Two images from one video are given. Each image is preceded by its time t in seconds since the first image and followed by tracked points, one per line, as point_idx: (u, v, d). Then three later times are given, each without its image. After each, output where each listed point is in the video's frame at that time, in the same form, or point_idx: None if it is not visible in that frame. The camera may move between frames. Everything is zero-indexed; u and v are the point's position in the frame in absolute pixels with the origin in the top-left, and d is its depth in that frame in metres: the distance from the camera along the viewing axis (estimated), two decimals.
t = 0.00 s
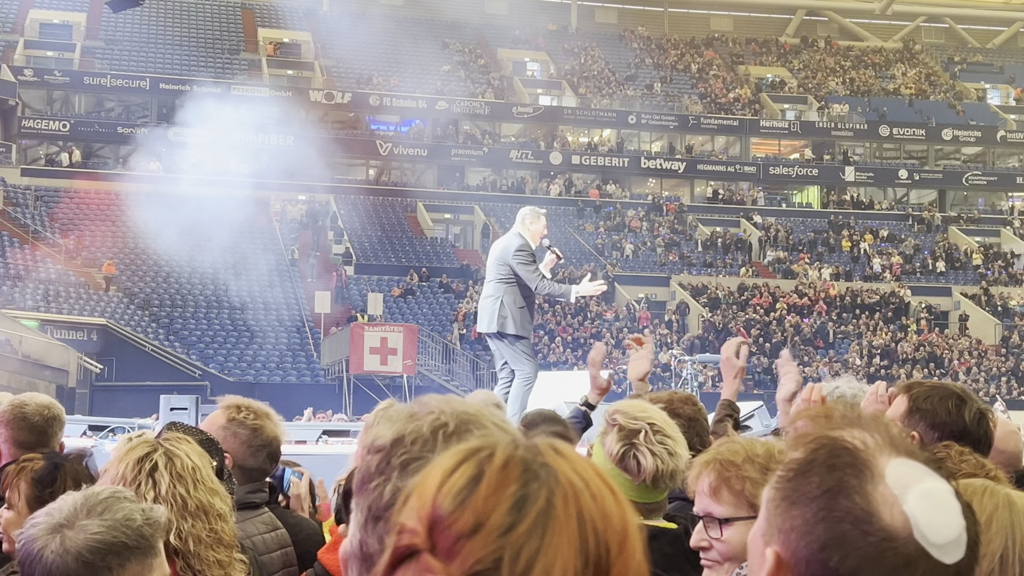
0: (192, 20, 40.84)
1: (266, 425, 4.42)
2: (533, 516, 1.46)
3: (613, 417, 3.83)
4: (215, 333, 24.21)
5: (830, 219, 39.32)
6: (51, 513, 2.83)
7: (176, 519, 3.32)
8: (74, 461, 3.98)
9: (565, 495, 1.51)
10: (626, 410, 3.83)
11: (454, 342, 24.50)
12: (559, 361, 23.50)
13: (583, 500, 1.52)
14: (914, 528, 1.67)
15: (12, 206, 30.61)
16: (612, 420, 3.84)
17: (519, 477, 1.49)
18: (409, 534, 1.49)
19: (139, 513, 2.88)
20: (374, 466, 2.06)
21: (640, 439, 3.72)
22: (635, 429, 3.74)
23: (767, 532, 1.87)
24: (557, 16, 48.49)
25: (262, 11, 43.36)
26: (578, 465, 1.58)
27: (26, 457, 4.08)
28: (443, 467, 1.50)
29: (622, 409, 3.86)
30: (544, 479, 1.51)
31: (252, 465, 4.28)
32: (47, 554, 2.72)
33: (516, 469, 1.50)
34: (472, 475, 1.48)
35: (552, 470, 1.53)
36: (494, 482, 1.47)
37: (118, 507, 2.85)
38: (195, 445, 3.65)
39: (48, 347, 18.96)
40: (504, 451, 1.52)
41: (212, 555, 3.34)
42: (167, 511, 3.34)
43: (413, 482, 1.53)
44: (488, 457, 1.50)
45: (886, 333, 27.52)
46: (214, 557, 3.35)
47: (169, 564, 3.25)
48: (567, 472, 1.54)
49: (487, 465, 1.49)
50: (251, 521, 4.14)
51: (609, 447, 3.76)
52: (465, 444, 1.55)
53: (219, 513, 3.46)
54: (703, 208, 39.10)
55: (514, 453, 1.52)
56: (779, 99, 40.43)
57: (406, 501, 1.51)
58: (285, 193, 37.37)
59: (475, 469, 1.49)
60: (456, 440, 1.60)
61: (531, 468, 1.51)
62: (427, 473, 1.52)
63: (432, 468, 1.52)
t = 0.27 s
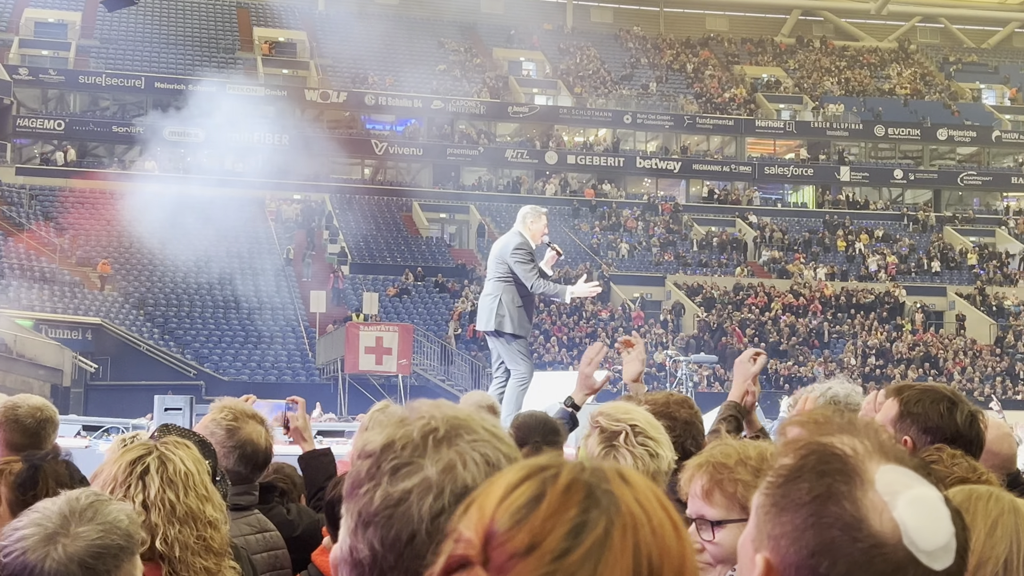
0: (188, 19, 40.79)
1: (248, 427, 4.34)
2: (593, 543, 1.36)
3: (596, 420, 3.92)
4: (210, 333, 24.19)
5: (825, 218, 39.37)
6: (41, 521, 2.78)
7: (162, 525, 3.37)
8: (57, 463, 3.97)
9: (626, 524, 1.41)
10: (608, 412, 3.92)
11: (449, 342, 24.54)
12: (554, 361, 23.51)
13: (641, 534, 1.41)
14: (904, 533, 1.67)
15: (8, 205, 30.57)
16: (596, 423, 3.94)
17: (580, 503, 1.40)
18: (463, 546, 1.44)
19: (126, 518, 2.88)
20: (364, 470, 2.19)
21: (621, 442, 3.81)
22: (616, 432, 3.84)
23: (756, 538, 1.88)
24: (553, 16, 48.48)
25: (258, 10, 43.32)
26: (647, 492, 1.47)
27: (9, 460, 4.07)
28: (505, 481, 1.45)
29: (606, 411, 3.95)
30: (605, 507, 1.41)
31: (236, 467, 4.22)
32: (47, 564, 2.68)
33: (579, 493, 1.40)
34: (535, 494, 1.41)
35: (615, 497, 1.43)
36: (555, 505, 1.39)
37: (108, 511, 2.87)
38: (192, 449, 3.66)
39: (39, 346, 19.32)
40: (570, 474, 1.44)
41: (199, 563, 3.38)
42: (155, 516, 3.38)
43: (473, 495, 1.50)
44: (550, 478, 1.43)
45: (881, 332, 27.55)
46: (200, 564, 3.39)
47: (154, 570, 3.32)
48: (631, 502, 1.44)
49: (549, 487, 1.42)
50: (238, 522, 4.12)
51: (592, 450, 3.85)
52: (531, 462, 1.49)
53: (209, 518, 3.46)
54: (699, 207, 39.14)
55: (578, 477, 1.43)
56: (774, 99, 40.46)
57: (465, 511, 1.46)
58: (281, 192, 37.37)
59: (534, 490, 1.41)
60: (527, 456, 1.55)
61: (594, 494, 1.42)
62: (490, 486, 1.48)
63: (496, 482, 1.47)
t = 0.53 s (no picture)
0: (182, 21, 40.70)
1: (234, 429, 4.29)
2: (628, 551, 1.41)
3: (582, 423, 4.06)
4: (205, 335, 24.21)
5: (820, 220, 39.35)
6: (31, 519, 2.78)
7: (153, 528, 3.37)
8: (40, 465, 3.98)
9: (658, 538, 1.44)
10: (594, 414, 4.06)
11: (445, 344, 24.56)
12: (549, 362, 23.51)
13: (670, 550, 1.45)
14: (902, 537, 1.66)
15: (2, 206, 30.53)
16: (581, 426, 4.07)
17: (613, 514, 1.44)
18: (489, 547, 1.47)
19: (116, 517, 2.89)
20: (353, 472, 2.18)
21: (606, 443, 3.94)
22: (601, 434, 3.97)
23: (751, 539, 1.88)
24: (548, 18, 48.39)
25: (253, 12, 43.21)
26: (674, 507, 1.52)
27: None
28: (539, 486, 1.49)
29: (592, 415, 4.08)
30: (637, 519, 1.45)
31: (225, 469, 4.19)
32: (36, 562, 2.67)
33: (610, 502, 1.44)
34: (568, 502, 1.44)
35: (645, 508, 1.47)
36: (587, 513, 1.43)
37: (98, 510, 2.87)
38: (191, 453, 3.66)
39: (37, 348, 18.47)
40: (601, 483, 1.46)
41: (188, 568, 3.36)
42: (146, 520, 3.39)
43: (502, 500, 1.53)
44: (583, 486, 1.46)
45: (876, 334, 27.57)
46: (191, 568, 3.38)
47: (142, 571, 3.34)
48: (662, 515, 1.49)
49: (582, 494, 1.45)
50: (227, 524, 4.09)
51: (577, 451, 3.99)
52: (563, 470, 1.53)
53: (202, 522, 3.45)
54: (694, 209, 39.14)
55: (610, 487, 1.47)
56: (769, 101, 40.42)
57: (495, 512, 1.51)
58: (276, 194, 37.35)
59: (567, 497, 1.45)
60: (555, 463, 1.58)
61: (626, 504, 1.46)
62: (522, 489, 1.51)
63: (529, 486, 1.51)
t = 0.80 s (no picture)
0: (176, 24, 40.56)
1: (218, 432, 4.26)
2: (615, 557, 1.42)
3: (568, 429, 4.24)
4: (197, 337, 24.24)
5: (814, 224, 39.36)
6: (24, 523, 2.78)
7: (138, 534, 3.39)
8: (19, 470, 3.96)
9: (644, 548, 1.46)
10: (580, 421, 4.23)
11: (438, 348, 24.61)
12: (543, 366, 23.52)
13: (657, 557, 1.46)
14: (889, 541, 1.66)
15: None
16: (567, 433, 4.25)
17: (600, 521, 1.44)
18: (476, 555, 1.45)
19: (109, 521, 2.89)
20: (339, 477, 2.19)
21: (591, 450, 4.12)
22: (587, 441, 4.14)
23: (739, 546, 1.87)
24: (542, 22, 48.31)
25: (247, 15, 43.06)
26: (659, 517, 1.53)
27: None
28: (523, 490, 1.49)
29: (577, 421, 4.25)
30: (623, 526, 1.46)
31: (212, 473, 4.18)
32: (28, 564, 2.68)
33: (596, 510, 1.45)
34: (559, 508, 1.44)
35: (631, 516, 1.49)
36: (573, 519, 1.43)
37: (90, 515, 2.86)
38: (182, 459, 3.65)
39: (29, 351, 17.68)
40: (587, 489, 1.47)
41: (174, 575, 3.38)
42: (131, 524, 3.40)
43: (486, 504, 1.53)
44: (570, 492, 1.46)
45: (869, 338, 27.60)
46: (175, 574, 3.39)
47: None
48: (648, 522, 1.50)
49: (568, 501, 1.46)
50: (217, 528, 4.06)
51: (563, 458, 4.16)
52: (547, 475, 1.53)
53: (190, 528, 3.46)
54: (688, 213, 39.14)
55: (595, 493, 1.47)
56: (763, 106, 40.39)
57: (479, 515, 1.51)
58: (270, 197, 37.30)
59: (553, 503, 1.45)
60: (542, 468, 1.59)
61: (611, 511, 1.47)
62: (506, 495, 1.51)
63: (512, 490, 1.51)
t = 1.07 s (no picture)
0: (166, 29, 40.47)
1: (190, 428, 4.16)
2: (598, 564, 1.45)
3: (555, 436, 4.24)
4: (187, 342, 24.21)
5: (803, 230, 39.44)
6: (15, 525, 2.78)
7: (125, 541, 3.38)
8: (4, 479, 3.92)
9: (626, 552, 1.49)
10: (567, 427, 4.23)
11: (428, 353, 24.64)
12: (533, 371, 23.54)
13: (639, 562, 1.49)
14: (875, 549, 1.67)
15: None
16: (553, 439, 4.24)
17: (581, 526, 1.48)
18: (459, 560, 1.48)
19: (98, 528, 2.87)
20: (324, 486, 2.21)
21: (577, 457, 4.12)
22: (574, 447, 4.15)
23: (726, 553, 1.88)
24: (533, 27, 48.31)
25: (237, 21, 42.99)
26: (642, 522, 1.56)
27: None
28: (506, 497, 1.52)
29: (563, 427, 4.26)
30: (607, 531, 1.50)
31: (192, 469, 4.08)
32: (17, 567, 2.68)
33: (578, 515, 1.48)
34: (541, 516, 1.48)
35: (615, 520, 1.53)
36: (556, 524, 1.47)
37: (79, 520, 2.84)
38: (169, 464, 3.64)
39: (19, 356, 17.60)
40: (569, 496, 1.51)
41: None
42: (119, 532, 3.39)
43: (470, 508, 1.57)
44: (552, 499, 1.50)
45: (858, 344, 27.68)
46: None
47: None
48: (629, 528, 1.54)
49: (550, 506, 1.49)
50: (207, 536, 3.99)
51: (550, 464, 4.17)
52: (529, 481, 1.56)
53: (178, 535, 3.44)
54: (678, 219, 39.17)
55: (578, 500, 1.51)
56: (753, 111, 40.46)
57: (462, 520, 1.55)
58: (260, 202, 37.23)
59: (536, 509, 1.49)
60: (526, 474, 1.62)
61: (593, 517, 1.51)
62: (488, 501, 1.55)
63: (494, 497, 1.54)
